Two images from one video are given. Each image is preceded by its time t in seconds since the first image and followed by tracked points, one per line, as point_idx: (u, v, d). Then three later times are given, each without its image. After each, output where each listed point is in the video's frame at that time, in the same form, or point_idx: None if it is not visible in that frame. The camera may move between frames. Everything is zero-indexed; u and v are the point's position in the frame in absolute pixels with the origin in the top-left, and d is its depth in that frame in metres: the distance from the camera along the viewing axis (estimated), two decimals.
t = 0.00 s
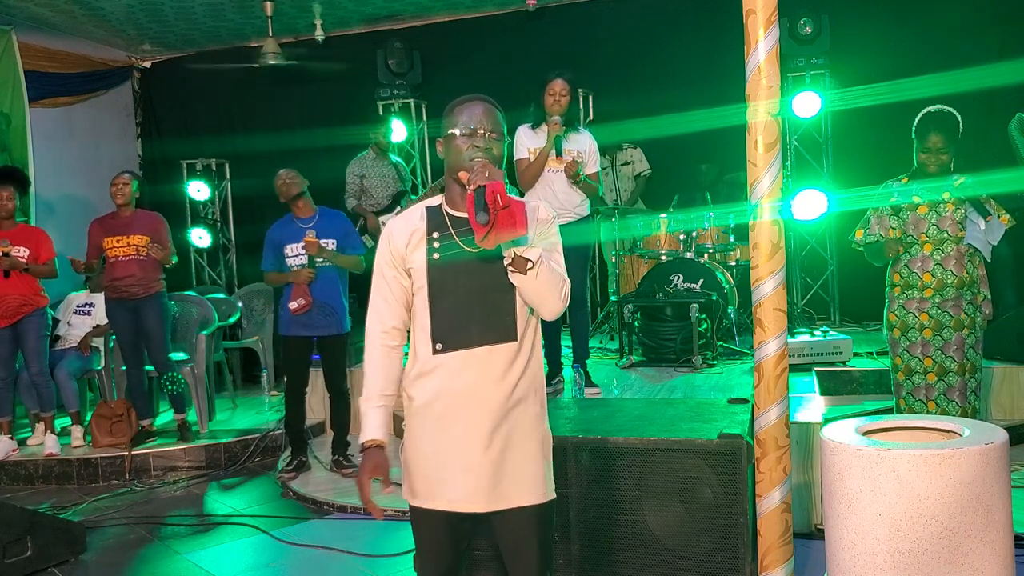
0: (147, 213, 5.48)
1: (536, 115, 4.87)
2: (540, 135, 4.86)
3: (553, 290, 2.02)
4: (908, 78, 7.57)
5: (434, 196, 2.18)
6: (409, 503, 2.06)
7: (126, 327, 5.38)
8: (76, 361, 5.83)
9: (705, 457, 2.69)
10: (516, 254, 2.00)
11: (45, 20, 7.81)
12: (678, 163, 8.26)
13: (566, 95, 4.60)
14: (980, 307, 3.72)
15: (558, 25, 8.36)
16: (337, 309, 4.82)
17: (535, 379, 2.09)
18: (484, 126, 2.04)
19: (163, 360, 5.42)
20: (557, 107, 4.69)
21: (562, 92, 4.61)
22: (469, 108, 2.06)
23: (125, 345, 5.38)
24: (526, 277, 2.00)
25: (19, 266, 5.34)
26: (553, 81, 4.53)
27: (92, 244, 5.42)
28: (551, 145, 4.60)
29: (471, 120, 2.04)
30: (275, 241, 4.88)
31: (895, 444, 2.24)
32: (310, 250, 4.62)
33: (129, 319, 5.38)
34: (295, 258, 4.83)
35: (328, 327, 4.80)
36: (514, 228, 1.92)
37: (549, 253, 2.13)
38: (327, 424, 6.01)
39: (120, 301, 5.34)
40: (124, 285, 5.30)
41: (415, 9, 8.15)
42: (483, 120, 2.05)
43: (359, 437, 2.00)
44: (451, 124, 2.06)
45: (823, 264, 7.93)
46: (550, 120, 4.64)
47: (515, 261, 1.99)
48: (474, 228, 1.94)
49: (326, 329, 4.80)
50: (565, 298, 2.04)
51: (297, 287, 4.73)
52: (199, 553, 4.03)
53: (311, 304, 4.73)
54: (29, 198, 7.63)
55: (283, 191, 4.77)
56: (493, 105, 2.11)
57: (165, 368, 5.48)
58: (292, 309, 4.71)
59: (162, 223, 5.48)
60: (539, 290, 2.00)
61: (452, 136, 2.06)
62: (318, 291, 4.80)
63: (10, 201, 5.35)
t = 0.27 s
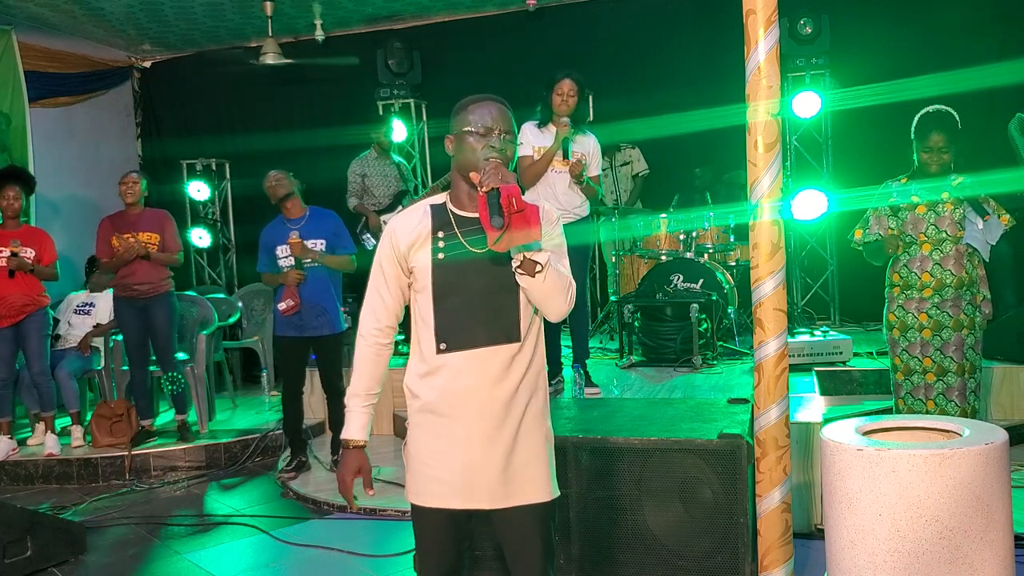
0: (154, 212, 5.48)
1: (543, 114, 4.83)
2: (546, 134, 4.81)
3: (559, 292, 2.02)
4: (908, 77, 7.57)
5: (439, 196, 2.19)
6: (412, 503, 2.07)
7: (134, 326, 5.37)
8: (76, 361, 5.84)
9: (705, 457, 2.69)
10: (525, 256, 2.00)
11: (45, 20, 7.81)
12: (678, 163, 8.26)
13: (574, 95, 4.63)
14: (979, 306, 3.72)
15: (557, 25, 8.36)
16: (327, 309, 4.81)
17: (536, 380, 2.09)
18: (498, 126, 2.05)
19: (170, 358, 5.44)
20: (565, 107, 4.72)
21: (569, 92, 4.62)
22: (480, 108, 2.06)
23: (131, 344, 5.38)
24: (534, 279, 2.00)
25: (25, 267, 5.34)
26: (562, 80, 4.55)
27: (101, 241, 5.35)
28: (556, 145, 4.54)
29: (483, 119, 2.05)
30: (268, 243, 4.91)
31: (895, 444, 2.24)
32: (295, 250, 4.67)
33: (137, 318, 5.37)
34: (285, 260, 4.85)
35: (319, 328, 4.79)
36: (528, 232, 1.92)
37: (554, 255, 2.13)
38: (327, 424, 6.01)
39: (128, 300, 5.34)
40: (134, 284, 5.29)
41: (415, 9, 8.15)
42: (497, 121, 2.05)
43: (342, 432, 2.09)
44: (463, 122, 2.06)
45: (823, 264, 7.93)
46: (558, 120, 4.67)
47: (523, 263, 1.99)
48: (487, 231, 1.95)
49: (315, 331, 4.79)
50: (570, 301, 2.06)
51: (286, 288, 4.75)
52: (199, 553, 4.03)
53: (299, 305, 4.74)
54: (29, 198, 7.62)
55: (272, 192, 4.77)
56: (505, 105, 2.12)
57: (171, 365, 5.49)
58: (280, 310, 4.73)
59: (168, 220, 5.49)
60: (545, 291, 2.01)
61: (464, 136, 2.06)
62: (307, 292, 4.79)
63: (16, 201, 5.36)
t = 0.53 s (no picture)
0: (165, 211, 5.49)
1: (545, 114, 4.82)
2: (547, 134, 4.80)
3: (556, 294, 2.03)
4: (908, 77, 7.56)
5: (440, 195, 2.19)
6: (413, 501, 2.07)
7: (140, 326, 5.38)
8: (76, 361, 5.83)
9: (706, 458, 2.68)
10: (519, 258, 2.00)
11: (45, 20, 7.81)
12: (678, 163, 8.25)
13: (576, 96, 4.64)
14: (979, 307, 3.72)
15: (557, 25, 8.36)
16: (320, 309, 4.80)
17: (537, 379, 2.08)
18: (494, 127, 2.04)
19: (175, 358, 5.48)
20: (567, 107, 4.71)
21: (572, 93, 4.64)
22: (481, 107, 2.06)
23: (136, 343, 5.39)
24: (529, 281, 1.99)
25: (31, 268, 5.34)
26: (566, 81, 4.57)
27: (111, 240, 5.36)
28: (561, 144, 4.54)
29: (482, 119, 2.04)
30: (264, 242, 4.92)
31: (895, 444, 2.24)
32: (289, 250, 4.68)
33: (144, 317, 5.38)
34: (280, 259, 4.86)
35: (313, 328, 4.79)
36: (518, 234, 1.93)
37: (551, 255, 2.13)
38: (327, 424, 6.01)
39: (136, 300, 5.34)
40: (144, 283, 5.30)
41: (415, 9, 8.15)
42: (494, 122, 2.04)
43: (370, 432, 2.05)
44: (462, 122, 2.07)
45: (823, 264, 7.93)
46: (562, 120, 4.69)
47: (517, 265, 1.99)
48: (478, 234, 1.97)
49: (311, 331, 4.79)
50: (567, 303, 2.06)
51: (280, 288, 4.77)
52: (199, 553, 4.03)
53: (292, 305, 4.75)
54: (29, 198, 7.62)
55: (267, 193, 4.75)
56: (505, 105, 2.11)
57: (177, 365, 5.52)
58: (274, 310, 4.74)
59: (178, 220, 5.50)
60: (541, 293, 2.00)
61: (462, 135, 2.06)
62: (301, 292, 4.80)
63: (21, 201, 5.35)
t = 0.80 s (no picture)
0: (174, 211, 5.48)
1: (540, 114, 4.86)
2: (544, 134, 4.85)
3: (548, 276, 2.02)
4: (908, 77, 7.56)
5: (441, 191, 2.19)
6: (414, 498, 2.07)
7: (146, 323, 5.38)
8: (76, 361, 5.83)
9: (706, 458, 2.68)
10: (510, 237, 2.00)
11: (45, 20, 7.81)
12: (679, 163, 8.25)
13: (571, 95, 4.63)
14: (979, 307, 3.72)
15: (557, 25, 8.36)
16: (321, 310, 4.81)
17: (538, 375, 2.08)
18: (494, 119, 2.04)
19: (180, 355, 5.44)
20: (561, 107, 4.69)
21: (566, 92, 4.61)
22: (481, 103, 2.07)
23: (142, 341, 5.39)
24: (521, 263, 2.00)
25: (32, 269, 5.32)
26: (558, 80, 4.54)
27: (118, 241, 5.39)
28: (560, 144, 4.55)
29: (481, 112, 2.05)
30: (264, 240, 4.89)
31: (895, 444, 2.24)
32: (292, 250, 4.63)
33: (150, 317, 5.38)
34: (281, 258, 4.84)
35: (313, 329, 4.79)
36: (504, 206, 1.92)
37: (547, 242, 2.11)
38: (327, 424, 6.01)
39: (142, 299, 5.34)
40: (150, 283, 5.31)
41: (415, 9, 8.15)
42: (494, 116, 2.05)
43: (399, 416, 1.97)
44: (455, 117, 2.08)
45: (823, 264, 7.94)
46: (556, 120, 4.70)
47: (509, 244, 1.98)
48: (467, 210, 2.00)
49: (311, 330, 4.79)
50: (561, 287, 2.04)
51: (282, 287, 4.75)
52: (199, 553, 4.03)
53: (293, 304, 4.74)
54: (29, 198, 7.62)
55: (272, 192, 4.75)
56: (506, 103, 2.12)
57: (180, 365, 5.49)
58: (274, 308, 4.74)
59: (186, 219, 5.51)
60: (534, 276, 2.00)
61: (462, 129, 2.06)
62: (302, 292, 4.80)
63: (17, 202, 5.34)
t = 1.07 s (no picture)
0: (181, 213, 5.48)
1: (531, 117, 4.85)
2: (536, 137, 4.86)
3: (561, 275, 2.04)
4: (909, 77, 7.56)
5: (441, 193, 2.19)
6: (413, 498, 2.08)
7: (150, 322, 5.37)
8: (76, 360, 5.84)
9: (706, 458, 2.68)
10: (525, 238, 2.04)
11: (45, 20, 7.81)
12: (679, 164, 8.25)
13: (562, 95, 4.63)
14: (980, 306, 3.72)
15: (557, 25, 8.36)
16: (327, 310, 4.83)
17: (538, 375, 2.08)
18: (488, 123, 2.04)
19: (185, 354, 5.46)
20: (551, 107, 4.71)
21: (558, 92, 4.64)
22: (475, 106, 2.06)
23: (145, 341, 5.38)
24: (534, 262, 2.02)
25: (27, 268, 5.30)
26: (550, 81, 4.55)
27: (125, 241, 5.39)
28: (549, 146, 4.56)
29: (476, 116, 2.04)
30: (270, 238, 4.86)
31: (895, 444, 2.24)
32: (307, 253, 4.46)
33: (155, 316, 5.38)
34: (289, 257, 4.83)
35: (318, 329, 4.80)
36: (525, 203, 1.97)
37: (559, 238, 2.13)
38: (327, 424, 6.01)
39: (149, 299, 5.35)
40: (157, 283, 5.31)
41: (415, 9, 8.15)
42: (489, 118, 2.05)
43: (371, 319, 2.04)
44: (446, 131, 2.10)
45: (823, 264, 7.93)
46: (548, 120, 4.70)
47: (523, 245, 2.01)
48: (485, 208, 1.99)
49: (316, 331, 4.80)
50: (574, 283, 2.07)
51: (291, 288, 4.69)
52: (200, 553, 4.03)
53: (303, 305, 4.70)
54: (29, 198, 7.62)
55: (286, 191, 4.76)
56: (499, 102, 2.11)
57: (183, 364, 5.50)
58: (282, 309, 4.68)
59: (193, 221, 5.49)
60: (546, 275, 2.03)
61: (458, 134, 2.06)
62: (311, 293, 4.80)
63: (11, 202, 5.34)
